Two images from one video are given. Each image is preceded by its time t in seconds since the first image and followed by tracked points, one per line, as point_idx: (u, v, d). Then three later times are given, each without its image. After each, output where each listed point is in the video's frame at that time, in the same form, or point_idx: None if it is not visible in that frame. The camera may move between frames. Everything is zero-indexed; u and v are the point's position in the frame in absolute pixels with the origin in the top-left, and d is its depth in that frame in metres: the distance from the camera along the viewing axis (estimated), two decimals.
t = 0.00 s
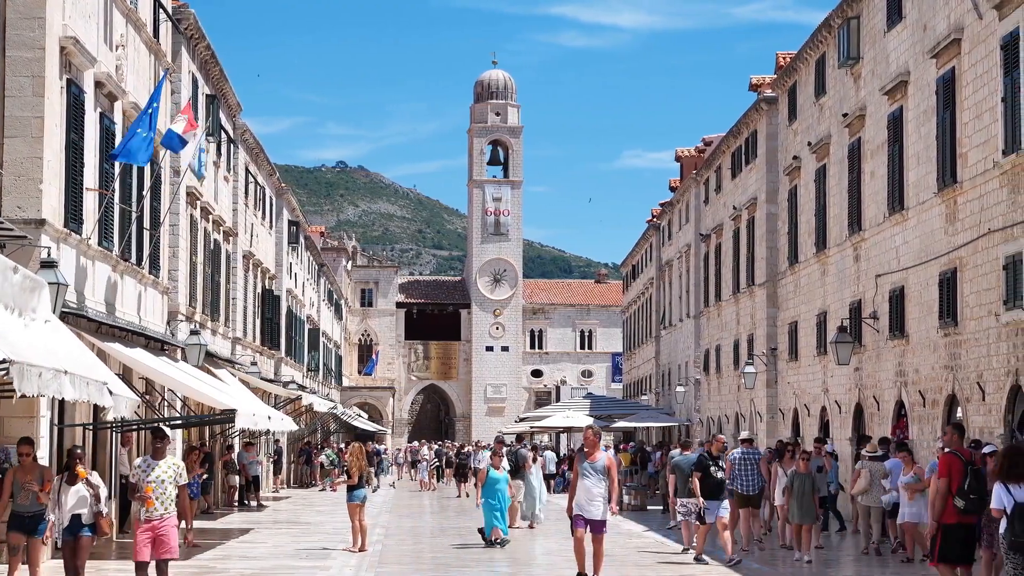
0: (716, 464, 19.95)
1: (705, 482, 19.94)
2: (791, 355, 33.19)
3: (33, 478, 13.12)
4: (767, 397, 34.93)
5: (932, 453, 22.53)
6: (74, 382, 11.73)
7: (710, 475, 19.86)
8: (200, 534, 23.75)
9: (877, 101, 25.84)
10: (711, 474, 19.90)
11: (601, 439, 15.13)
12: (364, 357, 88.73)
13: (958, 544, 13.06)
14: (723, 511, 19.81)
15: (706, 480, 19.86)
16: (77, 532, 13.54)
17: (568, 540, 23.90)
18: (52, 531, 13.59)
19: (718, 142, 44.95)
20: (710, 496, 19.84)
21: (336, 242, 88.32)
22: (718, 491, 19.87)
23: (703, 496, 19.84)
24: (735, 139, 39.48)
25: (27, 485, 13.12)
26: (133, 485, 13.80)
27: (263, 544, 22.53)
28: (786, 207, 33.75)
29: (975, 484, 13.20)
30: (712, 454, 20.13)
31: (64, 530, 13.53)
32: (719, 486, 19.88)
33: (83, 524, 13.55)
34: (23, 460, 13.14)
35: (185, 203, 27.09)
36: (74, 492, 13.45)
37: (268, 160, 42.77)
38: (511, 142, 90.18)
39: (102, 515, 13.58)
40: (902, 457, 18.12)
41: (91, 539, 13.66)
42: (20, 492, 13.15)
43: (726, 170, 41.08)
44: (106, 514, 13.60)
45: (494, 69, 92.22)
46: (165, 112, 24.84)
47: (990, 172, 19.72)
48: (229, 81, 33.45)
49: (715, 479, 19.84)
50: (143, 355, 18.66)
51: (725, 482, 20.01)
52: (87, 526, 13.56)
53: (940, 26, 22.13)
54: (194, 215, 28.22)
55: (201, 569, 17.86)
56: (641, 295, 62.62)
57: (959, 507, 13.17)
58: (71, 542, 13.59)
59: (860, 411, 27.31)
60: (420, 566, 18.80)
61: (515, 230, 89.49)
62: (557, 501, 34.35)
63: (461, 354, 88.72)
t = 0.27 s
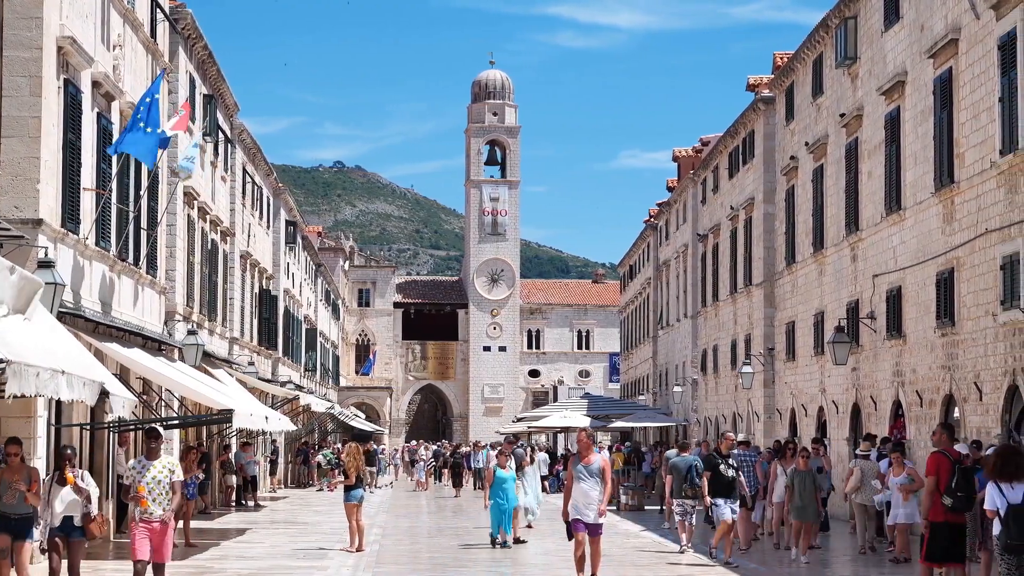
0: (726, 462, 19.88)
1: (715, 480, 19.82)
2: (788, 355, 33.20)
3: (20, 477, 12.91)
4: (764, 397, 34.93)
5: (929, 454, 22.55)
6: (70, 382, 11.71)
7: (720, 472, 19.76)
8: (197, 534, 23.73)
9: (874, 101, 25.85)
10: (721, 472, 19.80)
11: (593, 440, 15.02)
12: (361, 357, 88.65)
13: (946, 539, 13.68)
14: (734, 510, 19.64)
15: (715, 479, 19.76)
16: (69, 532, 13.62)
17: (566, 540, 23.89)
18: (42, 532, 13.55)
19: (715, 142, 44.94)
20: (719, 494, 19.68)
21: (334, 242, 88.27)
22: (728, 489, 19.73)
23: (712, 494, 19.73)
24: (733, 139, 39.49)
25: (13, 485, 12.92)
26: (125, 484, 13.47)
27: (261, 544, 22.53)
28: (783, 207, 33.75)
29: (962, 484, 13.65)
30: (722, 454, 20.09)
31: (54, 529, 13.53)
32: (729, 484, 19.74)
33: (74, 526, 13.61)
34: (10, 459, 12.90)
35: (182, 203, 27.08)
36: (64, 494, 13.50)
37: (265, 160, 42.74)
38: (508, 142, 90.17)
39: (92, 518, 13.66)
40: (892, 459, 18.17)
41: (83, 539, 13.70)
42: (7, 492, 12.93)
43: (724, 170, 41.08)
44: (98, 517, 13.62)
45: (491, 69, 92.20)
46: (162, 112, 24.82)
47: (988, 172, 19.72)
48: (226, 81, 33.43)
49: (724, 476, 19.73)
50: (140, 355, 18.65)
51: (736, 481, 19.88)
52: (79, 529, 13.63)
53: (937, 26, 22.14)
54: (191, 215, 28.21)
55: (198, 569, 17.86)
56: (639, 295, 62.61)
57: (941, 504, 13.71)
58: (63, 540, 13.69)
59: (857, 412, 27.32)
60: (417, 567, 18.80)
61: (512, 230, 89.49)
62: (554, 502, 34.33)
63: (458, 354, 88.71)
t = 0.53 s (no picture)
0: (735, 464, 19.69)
1: (723, 482, 19.64)
2: (786, 355, 33.22)
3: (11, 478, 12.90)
4: (762, 397, 34.95)
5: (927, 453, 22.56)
6: (68, 383, 11.72)
7: (728, 475, 19.60)
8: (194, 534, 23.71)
9: (872, 101, 25.86)
10: (730, 474, 19.62)
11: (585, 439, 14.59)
12: (358, 357, 88.60)
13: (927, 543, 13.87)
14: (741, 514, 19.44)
15: (725, 483, 19.55)
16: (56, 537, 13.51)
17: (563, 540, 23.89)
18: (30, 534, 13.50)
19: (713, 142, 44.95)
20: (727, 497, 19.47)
21: (331, 241, 88.23)
22: (736, 492, 19.52)
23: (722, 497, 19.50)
24: (730, 139, 39.50)
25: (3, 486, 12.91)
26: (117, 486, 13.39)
27: (258, 544, 22.51)
28: (780, 207, 33.77)
29: (940, 488, 13.93)
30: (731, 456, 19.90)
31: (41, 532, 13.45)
32: (737, 487, 19.54)
33: (61, 531, 13.51)
34: None
35: (180, 203, 27.07)
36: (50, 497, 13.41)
37: (262, 160, 42.72)
38: (505, 142, 90.18)
39: (82, 522, 13.52)
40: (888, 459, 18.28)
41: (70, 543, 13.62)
42: None
43: (721, 170, 41.10)
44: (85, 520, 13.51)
45: (488, 69, 92.20)
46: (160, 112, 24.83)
47: (985, 172, 19.75)
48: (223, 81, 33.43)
49: (733, 479, 19.54)
50: (137, 355, 18.65)
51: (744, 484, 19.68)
52: (65, 533, 13.54)
53: (935, 26, 22.15)
54: (188, 215, 28.20)
55: (196, 569, 17.85)
56: (636, 295, 62.62)
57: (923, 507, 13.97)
58: (49, 543, 13.56)
59: (854, 411, 27.33)
60: (414, 566, 18.80)
61: (510, 230, 89.50)
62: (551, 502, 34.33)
63: (456, 354, 88.69)
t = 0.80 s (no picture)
0: (743, 462, 19.73)
1: (732, 482, 19.73)
2: (783, 356, 33.22)
3: None
4: (759, 397, 34.94)
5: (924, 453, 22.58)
6: (65, 382, 11.70)
7: (737, 474, 19.66)
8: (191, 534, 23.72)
9: (869, 101, 25.88)
10: (738, 473, 19.68)
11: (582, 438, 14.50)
12: (355, 357, 88.55)
13: (908, 540, 13.96)
14: (751, 511, 19.56)
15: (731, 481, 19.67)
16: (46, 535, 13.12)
17: (561, 540, 23.90)
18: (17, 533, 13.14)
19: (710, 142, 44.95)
20: (737, 496, 19.57)
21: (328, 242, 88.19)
22: (746, 491, 19.63)
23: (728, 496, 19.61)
24: (728, 139, 39.50)
25: None
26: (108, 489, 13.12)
27: (255, 544, 22.51)
28: (777, 207, 33.79)
29: (921, 485, 13.92)
30: (739, 455, 19.92)
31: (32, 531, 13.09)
32: (747, 486, 19.63)
33: (52, 526, 13.14)
34: None
35: (177, 203, 27.07)
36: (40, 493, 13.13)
37: (260, 160, 42.68)
38: (503, 142, 90.17)
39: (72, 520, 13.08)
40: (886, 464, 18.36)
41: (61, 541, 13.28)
42: None
43: (718, 170, 41.10)
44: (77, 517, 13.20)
45: (486, 69, 92.17)
46: (157, 112, 24.82)
47: (982, 172, 19.76)
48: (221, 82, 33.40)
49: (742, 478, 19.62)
50: (135, 355, 18.65)
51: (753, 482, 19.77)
52: (57, 529, 13.16)
53: (932, 27, 22.16)
54: (186, 216, 28.19)
55: (193, 569, 17.85)
56: (633, 295, 62.63)
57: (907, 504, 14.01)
58: (38, 544, 13.18)
59: (852, 412, 27.33)
60: (412, 566, 18.80)
61: (507, 230, 89.48)
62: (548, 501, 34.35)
63: (453, 354, 88.68)
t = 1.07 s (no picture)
0: (754, 466, 19.36)
1: (741, 484, 19.37)
2: (780, 355, 33.24)
3: None
4: (756, 397, 34.95)
5: (921, 453, 22.58)
6: (63, 382, 11.69)
7: (747, 478, 19.29)
8: (188, 534, 23.72)
9: (866, 101, 25.88)
10: (748, 477, 19.32)
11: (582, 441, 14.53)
12: (353, 357, 88.51)
13: (901, 542, 13.94)
14: (760, 514, 19.31)
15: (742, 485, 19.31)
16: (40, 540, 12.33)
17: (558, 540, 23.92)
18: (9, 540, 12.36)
19: (707, 142, 44.98)
20: (748, 500, 19.28)
21: (326, 242, 88.14)
22: (756, 494, 19.34)
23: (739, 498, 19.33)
24: (725, 139, 39.51)
25: None
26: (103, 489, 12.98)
27: (251, 544, 22.51)
28: (775, 207, 33.81)
29: (907, 485, 14.03)
30: (749, 456, 19.50)
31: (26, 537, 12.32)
32: (757, 490, 19.32)
33: (47, 529, 12.33)
34: None
35: (174, 203, 27.06)
36: (37, 495, 12.40)
37: (257, 159, 42.64)
38: (500, 142, 90.19)
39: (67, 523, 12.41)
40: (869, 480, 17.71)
41: (56, 549, 12.41)
42: None
43: (715, 170, 41.12)
44: (72, 521, 12.46)
45: (483, 69, 92.18)
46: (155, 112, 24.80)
47: (980, 172, 19.76)
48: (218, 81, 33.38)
49: (753, 482, 19.28)
50: (132, 355, 18.63)
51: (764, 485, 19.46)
52: (52, 532, 12.36)
53: (929, 27, 22.17)
54: (183, 215, 28.18)
55: (190, 569, 17.84)
56: (630, 295, 62.69)
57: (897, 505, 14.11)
58: (31, 552, 12.38)
59: (849, 411, 27.35)
60: (409, 566, 18.80)
61: (504, 230, 89.48)
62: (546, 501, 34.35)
63: (450, 354, 88.66)
